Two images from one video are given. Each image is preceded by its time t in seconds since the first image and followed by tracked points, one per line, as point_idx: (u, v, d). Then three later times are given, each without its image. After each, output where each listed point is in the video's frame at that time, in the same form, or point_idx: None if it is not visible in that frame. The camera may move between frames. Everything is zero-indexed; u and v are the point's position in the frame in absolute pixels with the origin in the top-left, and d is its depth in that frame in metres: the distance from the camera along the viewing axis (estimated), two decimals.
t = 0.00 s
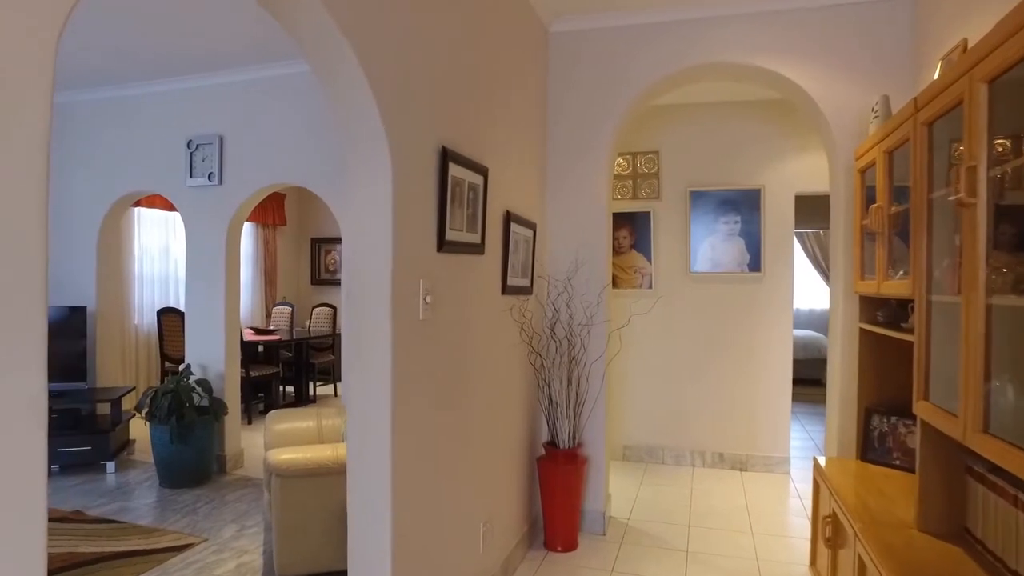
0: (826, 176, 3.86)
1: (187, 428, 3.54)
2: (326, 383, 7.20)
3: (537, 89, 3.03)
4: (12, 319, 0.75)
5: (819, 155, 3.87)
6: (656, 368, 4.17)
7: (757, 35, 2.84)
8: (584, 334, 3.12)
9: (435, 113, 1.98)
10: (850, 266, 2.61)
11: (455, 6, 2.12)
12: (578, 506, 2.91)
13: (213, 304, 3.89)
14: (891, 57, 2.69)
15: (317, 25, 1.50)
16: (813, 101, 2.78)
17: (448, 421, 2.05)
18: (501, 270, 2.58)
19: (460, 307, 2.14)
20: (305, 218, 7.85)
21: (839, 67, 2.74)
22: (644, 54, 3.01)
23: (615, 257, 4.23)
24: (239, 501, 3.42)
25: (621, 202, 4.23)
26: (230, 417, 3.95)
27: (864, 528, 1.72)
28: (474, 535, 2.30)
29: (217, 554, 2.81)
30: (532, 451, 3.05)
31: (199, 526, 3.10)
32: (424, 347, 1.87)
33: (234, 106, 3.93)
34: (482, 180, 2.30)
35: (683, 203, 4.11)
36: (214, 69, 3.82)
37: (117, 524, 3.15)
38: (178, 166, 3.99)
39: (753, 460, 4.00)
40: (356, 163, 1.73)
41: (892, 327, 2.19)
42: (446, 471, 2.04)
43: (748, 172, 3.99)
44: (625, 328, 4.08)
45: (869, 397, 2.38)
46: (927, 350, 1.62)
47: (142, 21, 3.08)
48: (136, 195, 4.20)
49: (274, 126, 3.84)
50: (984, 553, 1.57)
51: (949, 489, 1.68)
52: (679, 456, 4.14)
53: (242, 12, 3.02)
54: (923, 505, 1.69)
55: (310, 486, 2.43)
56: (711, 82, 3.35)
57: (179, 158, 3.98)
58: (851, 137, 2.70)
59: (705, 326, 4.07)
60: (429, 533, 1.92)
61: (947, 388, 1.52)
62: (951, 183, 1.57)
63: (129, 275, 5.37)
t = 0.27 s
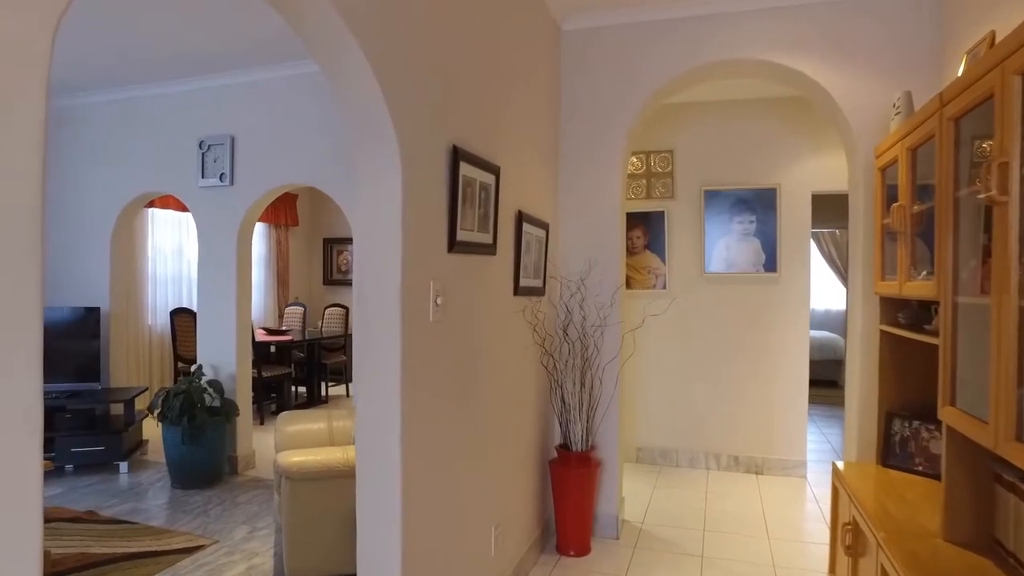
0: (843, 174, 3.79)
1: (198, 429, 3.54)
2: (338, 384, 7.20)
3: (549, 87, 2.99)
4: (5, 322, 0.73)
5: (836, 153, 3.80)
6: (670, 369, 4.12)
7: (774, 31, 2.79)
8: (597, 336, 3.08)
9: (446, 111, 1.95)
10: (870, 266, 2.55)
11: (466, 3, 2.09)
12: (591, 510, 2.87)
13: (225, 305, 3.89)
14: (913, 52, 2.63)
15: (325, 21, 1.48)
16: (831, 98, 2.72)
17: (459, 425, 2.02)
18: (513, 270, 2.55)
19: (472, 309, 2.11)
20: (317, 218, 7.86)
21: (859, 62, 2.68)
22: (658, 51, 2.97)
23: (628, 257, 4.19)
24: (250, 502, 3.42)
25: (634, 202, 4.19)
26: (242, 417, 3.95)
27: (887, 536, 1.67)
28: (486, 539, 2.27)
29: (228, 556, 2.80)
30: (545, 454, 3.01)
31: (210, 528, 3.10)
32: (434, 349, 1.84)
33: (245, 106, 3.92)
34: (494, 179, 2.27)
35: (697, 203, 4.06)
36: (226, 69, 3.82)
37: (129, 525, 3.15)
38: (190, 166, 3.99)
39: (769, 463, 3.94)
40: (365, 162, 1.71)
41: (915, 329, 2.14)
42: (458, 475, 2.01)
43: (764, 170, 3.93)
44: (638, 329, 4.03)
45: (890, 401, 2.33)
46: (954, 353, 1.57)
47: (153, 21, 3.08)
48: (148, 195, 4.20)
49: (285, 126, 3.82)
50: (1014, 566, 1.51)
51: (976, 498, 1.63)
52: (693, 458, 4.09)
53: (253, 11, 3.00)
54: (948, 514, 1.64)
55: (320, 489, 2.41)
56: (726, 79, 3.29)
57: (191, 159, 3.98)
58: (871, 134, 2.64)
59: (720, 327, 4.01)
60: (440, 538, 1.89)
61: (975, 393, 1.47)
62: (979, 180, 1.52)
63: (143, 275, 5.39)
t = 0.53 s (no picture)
0: (860, 173, 3.73)
1: (210, 430, 3.54)
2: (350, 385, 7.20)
3: (562, 86, 2.96)
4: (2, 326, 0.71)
5: (853, 152, 3.74)
6: (683, 371, 4.07)
7: (790, 27, 2.74)
8: (610, 338, 3.04)
9: (456, 110, 1.93)
10: (889, 267, 2.50)
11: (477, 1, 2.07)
12: (603, 514, 2.84)
13: (237, 306, 3.89)
14: (934, 48, 2.57)
15: (334, 19, 1.46)
16: (849, 95, 2.67)
17: (470, 428, 2.00)
18: (525, 271, 2.52)
19: (483, 311, 2.08)
20: (329, 219, 7.88)
21: (878, 59, 2.63)
22: (672, 48, 2.93)
23: (641, 258, 4.15)
24: (261, 504, 3.41)
25: (647, 202, 4.15)
26: (254, 418, 3.95)
27: (908, 544, 1.63)
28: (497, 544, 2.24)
29: (238, 558, 2.80)
30: (557, 457, 2.98)
31: (221, 529, 3.09)
32: (445, 352, 1.81)
33: (257, 107, 3.92)
34: (505, 179, 2.25)
35: (711, 203, 4.01)
36: (237, 70, 3.82)
37: (141, 525, 3.15)
38: (202, 167, 4.00)
39: (784, 467, 3.88)
40: (375, 162, 1.69)
41: (936, 332, 2.09)
42: (468, 479, 1.99)
43: (779, 170, 3.88)
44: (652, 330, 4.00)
45: (910, 405, 2.27)
46: (979, 357, 1.52)
47: (165, 21, 3.09)
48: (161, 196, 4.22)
49: (295, 127, 3.82)
50: None
51: (1002, 506, 1.58)
52: (707, 461, 4.05)
53: (263, 11, 3.00)
54: (972, 523, 1.59)
55: (331, 491, 2.40)
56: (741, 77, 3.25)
57: (203, 160, 3.99)
58: (891, 132, 2.59)
59: (734, 328, 3.96)
60: (450, 543, 1.86)
61: (1002, 399, 1.42)
62: (1006, 178, 1.47)
63: (157, 276, 5.41)
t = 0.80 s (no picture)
0: (876, 172, 3.66)
1: (219, 431, 3.54)
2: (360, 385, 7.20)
3: (572, 85, 2.93)
4: None
5: (869, 151, 3.68)
6: (695, 373, 4.03)
7: (805, 23, 2.69)
8: (621, 339, 3.01)
9: (465, 109, 1.90)
10: (907, 268, 2.44)
11: None
12: (615, 518, 2.80)
13: (246, 307, 3.88)
14: (953, 44, 2.51)
15: (339, 16, 1.43)
16: (866, 92, 2.62)
17: (478, 432, 1.97)
18: (535, 272, 2.49)
19: (491, 312, 2.05)
20: (340, 219, 7.88)
21: (895, 55, 2.57)
22: (684, 46, 2.88)
23: (653, 259, 4.10)
24: (270, 505, 3.40)
25: (659, 202, 4.10)
26: (263, 419, 3.94)
27: (929, 554, 1.58)
28: (506, 549, 2.21)
29: (246, 560, 2.78)
30: (567, 459, 2.95)
31: (230, 531, 3.08)
32: (452, 355, 1.79)
33: (266, 107, 3.91)
34: (514, 178, 2.21)
35: (724, 202, 3.96)
36: (246, 70, 3.81)
37: (150, 526, 3.15)
38: (212, 168, 4.00)
39: (798, 470, 3.82)
40: (381, 162, 1.66)
41: (956, 334, 2.04)
42: (476, 483, 1.96)
43: (794, 169, 3.82)
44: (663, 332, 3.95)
45: (929, 409, 2.22)
46: (1003, 361, 1.48)
47: (174, 21, 3.08)
48: (172, 197, 4.23)
49: (304, 127, 3.80)
50: None
51: None
52: (719, 464, 3.99)
53: (271, 10, 2.98)
54: (996, 532, 1.54)
55: (338, 494, 2.38)
56: (755, 75, 3.20)
57: (213, 161, 3.99)
58: (909, 130, 2.53)
59: (747, 330, 3.91)
60: (458, 548, 1.83)
61: None
62: None
63: (168, 276, 5.43)
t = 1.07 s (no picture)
0: (894, 170, 3.59)
1: (229, 432, 3.53)
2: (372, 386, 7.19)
3: (583, 82, 2.89)
4: None
5: (887, 148, 3.60)
6: (709, 375, 3.97)
7: (822, 18, 2.63)
8: (633, 340, 2.96)
9: (473, 105, 1.86)
10: (928, 268, 2.38)
11: None
12: (627, 523, 2.76)
13: (256, 307, 3.87)
14: (975, 37, 2.45)
15: (343, 10, 1.40)
16: (885, 88, 2.55)
17: (487, 435, 1.93)
18: (545, 272, 2.45)
19: (500, 312, 2.02)
20: (351, 220, 7.89)
21: (914, 49, 2.51)
22: (698, 42, 2.83)
23: (666, 259, 4.05)
24: (279, 506, 3.38)
25: (672, 201, 4.05)
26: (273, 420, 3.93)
27: (954, 564, 1.53)
28: (516, 554, 2.17)
29: (254, 562, 2.76)
30: (579, 462, 2.90)
31: (238, 532, 3.07)
32: (459, 356, 1.75)
33: (275, 106, 3.89)
34: (524, 177, 2.18)
35: (738, 201, 3.90)
36: (256, 69, 3.80)
37: (159, 526, 3.14)
38: (223, 168, 4.00)
39: (814, 474, 3.76)
40: (387, 158, 1.63)
41: (980, 336, 1.98)
42: (485, 487, 1.92)
43: (810, 167, 3.75)
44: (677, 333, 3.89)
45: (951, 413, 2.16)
46: None
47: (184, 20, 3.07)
48: (184, 197, 4.24)
49: (312, 126, 3.78)
50: None
51: None
52: (733, 467, 3.93)
53: (279, 8, 2.96)
54: None
55: (346, 496, 2.35)
56: (771, 71, 3.14)
57: (224, 161, 3.99)
58: (930, 125, 2.46)
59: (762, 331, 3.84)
60: (466, 554, 1.80)
61: None
62: None
63: (180, 276, 5.44)
